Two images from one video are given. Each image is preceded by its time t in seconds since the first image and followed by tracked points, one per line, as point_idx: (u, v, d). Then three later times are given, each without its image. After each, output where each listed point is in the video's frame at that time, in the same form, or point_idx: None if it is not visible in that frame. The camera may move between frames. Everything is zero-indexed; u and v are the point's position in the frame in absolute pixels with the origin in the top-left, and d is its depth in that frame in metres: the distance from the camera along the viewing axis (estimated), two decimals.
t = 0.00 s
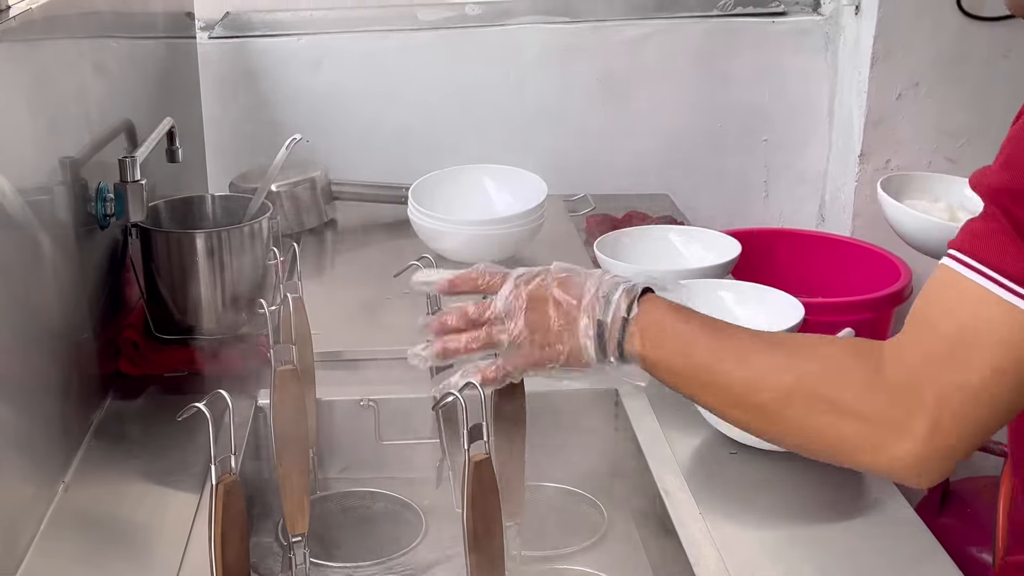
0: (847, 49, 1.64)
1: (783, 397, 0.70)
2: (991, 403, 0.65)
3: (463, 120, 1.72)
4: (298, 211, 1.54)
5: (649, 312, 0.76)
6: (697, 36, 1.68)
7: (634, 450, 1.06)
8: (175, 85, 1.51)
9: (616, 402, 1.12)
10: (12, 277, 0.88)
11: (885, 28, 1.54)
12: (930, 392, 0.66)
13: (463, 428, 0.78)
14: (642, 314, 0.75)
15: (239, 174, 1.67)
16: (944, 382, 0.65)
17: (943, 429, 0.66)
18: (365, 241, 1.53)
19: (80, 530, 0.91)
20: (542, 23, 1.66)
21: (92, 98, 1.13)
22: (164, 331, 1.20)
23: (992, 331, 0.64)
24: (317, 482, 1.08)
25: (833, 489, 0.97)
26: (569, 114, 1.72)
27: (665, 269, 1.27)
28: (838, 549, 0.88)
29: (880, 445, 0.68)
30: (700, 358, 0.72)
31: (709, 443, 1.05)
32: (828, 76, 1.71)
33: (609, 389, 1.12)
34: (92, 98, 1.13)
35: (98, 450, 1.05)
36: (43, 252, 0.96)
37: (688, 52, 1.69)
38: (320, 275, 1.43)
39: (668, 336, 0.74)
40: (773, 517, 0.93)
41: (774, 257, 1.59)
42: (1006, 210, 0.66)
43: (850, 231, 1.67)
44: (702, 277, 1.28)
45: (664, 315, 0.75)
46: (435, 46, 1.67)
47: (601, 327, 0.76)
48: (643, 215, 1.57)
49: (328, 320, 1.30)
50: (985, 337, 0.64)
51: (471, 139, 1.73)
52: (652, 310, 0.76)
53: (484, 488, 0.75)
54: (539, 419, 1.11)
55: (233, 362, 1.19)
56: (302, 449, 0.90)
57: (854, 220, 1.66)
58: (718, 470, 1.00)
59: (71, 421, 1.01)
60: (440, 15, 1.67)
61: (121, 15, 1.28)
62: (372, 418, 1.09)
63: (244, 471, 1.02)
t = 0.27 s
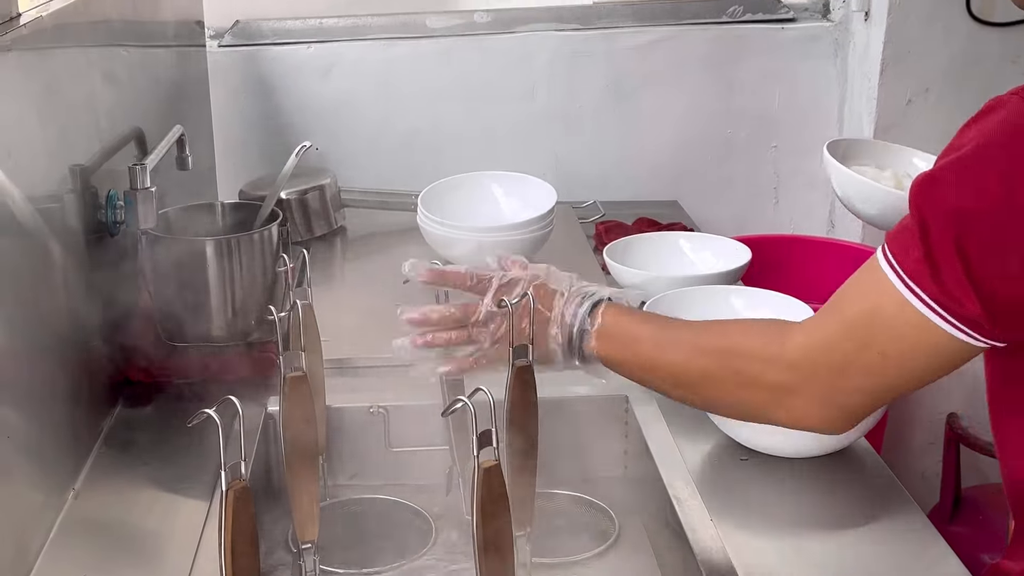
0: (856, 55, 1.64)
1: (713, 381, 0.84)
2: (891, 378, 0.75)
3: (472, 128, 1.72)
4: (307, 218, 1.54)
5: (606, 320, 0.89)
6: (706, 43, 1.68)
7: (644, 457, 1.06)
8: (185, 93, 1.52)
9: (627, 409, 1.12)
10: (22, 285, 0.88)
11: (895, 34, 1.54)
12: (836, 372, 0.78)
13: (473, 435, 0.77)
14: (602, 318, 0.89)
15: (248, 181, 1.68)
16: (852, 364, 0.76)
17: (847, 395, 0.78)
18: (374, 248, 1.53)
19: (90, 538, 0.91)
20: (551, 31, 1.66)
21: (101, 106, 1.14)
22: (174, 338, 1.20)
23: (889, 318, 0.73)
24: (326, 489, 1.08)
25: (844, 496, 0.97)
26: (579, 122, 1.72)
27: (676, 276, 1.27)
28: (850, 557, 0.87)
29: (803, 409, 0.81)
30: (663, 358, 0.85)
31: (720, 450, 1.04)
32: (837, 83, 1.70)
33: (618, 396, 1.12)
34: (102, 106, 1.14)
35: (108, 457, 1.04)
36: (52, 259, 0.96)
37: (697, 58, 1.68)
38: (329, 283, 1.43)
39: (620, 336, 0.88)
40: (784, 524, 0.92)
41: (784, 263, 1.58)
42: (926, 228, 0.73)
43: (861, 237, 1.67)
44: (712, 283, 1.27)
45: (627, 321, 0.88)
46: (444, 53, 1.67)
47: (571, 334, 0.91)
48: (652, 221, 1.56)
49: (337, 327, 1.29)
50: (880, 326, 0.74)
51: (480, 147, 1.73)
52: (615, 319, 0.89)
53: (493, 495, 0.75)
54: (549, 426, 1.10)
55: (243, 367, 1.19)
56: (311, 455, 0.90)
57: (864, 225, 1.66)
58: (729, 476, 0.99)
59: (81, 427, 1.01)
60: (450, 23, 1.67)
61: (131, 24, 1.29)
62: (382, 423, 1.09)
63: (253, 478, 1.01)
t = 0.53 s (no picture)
0: (858, 61, 1.64)
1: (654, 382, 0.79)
2: (848, 361, 0.70)
3: (473, 133, 1.72)
4: (308, 224, 1.54)
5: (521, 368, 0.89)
6: (708, 49, 1.68)
7: (646, 462, 1.05)
8: (187, 100, 1.52)
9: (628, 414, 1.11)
10: (23, 290, 0.88)
11: (896, 38, 1.54)
12: (786, 357, 0.72)
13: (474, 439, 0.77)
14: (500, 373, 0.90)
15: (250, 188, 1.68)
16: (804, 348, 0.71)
17: (802, 383, 0.73)
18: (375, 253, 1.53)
19: (90, 543, 0.91)
20: (552, 37, 1.67)
21: (102, 112, 1.14)
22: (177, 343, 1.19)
23: (849, 299, 0.69)
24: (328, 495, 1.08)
25: (847, 500, 0.96)
26: (580, 127, 1.72)
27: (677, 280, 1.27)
28: (853, 561, 0.87)
29: (753, 401, 0.76)
30: (596, 372, 0.82)
31: (722, 454, 1.04)
32: (839, 88, 1.70)
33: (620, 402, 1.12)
34: (103, 112, 1.14)
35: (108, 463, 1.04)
36: (53, 265, 0.96)
37: (698, 64, 1.69)
38: (330, 289, 1.42)
39: (539, 377, 0.87)
40: (787, 528, 0.92)
41: (785, 269, 1.58)
42: (896, 213, 0.68)
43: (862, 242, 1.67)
44: (714, 288, 1.27)
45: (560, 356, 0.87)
46: (445, 59, 1.67)
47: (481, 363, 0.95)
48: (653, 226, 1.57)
49: (338, 333, 1.29)
50: (838, 306, 0.69)
51: (482, 153, 1.73)
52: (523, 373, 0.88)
53: (495, 497, 0.74)
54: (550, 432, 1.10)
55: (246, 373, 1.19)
56: (313, 460, 0.90)
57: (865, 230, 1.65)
58: (731, 481, 0.99)
59: (83, 432, 1.01)
60: (452, 30, 1.67)
61: (133, 31, 1.29)
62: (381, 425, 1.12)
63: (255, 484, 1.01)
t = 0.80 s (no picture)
0: (852, 65, 1.64)
1: (661, 373, 0.80)
2: (840, 360, 0.71)
3: (468, 138, 1.72)
4: (303, 228, 1.55)
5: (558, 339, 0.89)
6: (702, 53, 1.68)
7: (641, 466, 1.05)
8: (181, 104, 1.52)
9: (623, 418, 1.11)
10: (13, 294, 0.88)
11: (891, 43, 1.54)
12: (783, 351, 0.74)
13: (467, 442, 0.77)
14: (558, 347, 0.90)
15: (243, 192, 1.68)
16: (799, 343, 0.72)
17: (800, 378, 0.74)
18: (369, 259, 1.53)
19: (81, 548, 0.90)
20: (547, 41, 1.67)
21: (95, 116, 1.14)
22: (168, 348, 1.18)
23: (843, 302, 0.69)
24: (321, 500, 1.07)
25: (841, 504, 0.96)
26: (574, 132, 1.72)
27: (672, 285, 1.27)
28: (848, 565, 0.87)
29: (753, 389, 0.77)
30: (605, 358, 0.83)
31: (717, 459, 1.04)
32: (833, 93, 1.70)
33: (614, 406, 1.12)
34: (95, 117, 1.13)
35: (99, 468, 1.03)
36: (44, 269, 0.96)
37: (693, 69, 1.69)
38: (323, 294, 1.42)
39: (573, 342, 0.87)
40: (779, 532, 0.92)
41: (778, 274, 1.58)
42: (890, 221, 0.68)
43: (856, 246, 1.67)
44: (708, 292, 1.27)
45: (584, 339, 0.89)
46: (440, 64, 1.67)
47: (527, 366, 0.92)
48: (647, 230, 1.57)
49: (332, 338, 1.29)
50: (831, 306, 0.70)
51: (477, 157, 1.73)
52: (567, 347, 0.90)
53: (487, 502, 0.74)
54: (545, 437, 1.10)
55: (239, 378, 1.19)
56: (306, 464, 0.90)
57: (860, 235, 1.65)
58: (725, 484, 0.99)
59: (76, 437, 1.00)
60: (447, 35, 1.67)
61: (126, 35, 1.29)
62: (376, 433, 1.09)
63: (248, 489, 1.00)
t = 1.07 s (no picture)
0: (840, 69, 1.64)
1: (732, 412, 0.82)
2: (906, 413, 0.71)
3: (456, 141, 1.72)
4: (291, 233, 1.55)
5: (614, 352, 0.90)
6: (691, 57, 1.68)
7: (628, 469, 1.05)
8: (168, 107, 1.51)
9: (610, 422, 1.11)
10: None
11: (879, 47, 1.54)
12: (848, 414, 0.74)
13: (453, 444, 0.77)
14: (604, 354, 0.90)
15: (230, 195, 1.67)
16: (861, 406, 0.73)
17: (870, 435, 0.75)
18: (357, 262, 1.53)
19: (65, 551, 0.90)
20: (535, 45, 1.67)
21: (81, 118, 1.13)
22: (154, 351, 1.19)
23: (897, 351, 0.70)
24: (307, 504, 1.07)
25: (828, 507, 0.96)
26: (563, 136, 1.72)
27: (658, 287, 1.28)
28: (835, 568, 0.87)
29: (819, 437, 0.78)
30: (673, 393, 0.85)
31: (705, 463, 1.04)
32: (821, 97, 1.71)
33: (601, 410, 1.12)
34: (81, 119, 1.13)
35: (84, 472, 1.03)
36: (29, 271, 0.95)
37: (681, 73, 1.69)
38: (310, 297, 1.42)
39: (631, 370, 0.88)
40: (766, 535, 0.92)
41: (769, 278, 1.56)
42: (932, 251, 0.69)
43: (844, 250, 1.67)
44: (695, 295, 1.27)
45: (630, 349, 0.89)
46: (428, 67, 1.67)
47: (572, 367, 0.91)
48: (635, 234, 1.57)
49: (319, 341, 1.29)
50: (879, 365, 0.71)
51: (465, 161, 1.73)
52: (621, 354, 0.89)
53: (473, 504, 0.74)
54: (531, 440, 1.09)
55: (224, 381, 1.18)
56: (291, 466, 0.89)
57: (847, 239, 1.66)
58: (712, 487, 0.99)
59: (60, 441, 1.00)
60: (435, 38, 1.69)
61: (112, 38, 1.28)
62: (363, 436, 1.10)
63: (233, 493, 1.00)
